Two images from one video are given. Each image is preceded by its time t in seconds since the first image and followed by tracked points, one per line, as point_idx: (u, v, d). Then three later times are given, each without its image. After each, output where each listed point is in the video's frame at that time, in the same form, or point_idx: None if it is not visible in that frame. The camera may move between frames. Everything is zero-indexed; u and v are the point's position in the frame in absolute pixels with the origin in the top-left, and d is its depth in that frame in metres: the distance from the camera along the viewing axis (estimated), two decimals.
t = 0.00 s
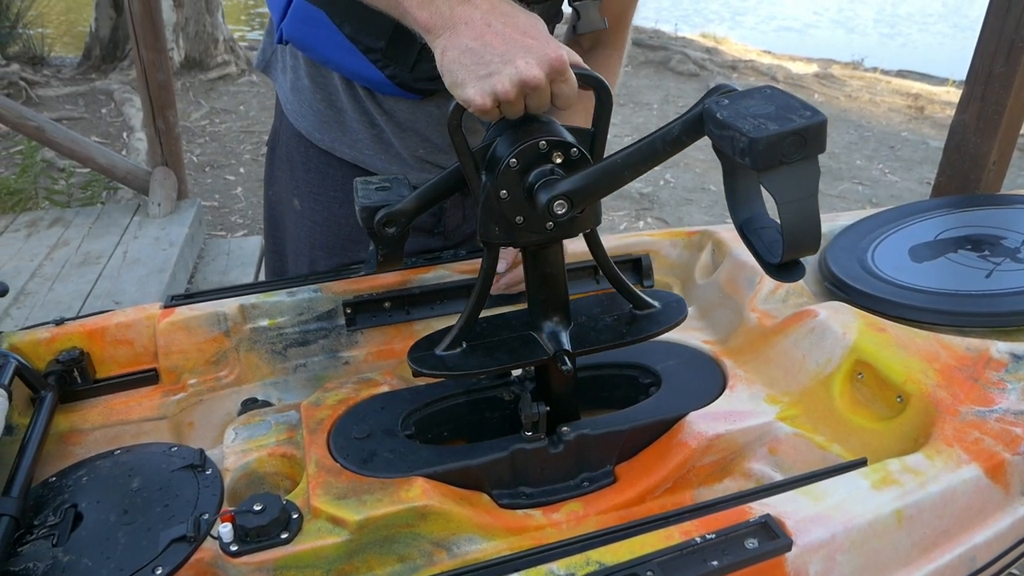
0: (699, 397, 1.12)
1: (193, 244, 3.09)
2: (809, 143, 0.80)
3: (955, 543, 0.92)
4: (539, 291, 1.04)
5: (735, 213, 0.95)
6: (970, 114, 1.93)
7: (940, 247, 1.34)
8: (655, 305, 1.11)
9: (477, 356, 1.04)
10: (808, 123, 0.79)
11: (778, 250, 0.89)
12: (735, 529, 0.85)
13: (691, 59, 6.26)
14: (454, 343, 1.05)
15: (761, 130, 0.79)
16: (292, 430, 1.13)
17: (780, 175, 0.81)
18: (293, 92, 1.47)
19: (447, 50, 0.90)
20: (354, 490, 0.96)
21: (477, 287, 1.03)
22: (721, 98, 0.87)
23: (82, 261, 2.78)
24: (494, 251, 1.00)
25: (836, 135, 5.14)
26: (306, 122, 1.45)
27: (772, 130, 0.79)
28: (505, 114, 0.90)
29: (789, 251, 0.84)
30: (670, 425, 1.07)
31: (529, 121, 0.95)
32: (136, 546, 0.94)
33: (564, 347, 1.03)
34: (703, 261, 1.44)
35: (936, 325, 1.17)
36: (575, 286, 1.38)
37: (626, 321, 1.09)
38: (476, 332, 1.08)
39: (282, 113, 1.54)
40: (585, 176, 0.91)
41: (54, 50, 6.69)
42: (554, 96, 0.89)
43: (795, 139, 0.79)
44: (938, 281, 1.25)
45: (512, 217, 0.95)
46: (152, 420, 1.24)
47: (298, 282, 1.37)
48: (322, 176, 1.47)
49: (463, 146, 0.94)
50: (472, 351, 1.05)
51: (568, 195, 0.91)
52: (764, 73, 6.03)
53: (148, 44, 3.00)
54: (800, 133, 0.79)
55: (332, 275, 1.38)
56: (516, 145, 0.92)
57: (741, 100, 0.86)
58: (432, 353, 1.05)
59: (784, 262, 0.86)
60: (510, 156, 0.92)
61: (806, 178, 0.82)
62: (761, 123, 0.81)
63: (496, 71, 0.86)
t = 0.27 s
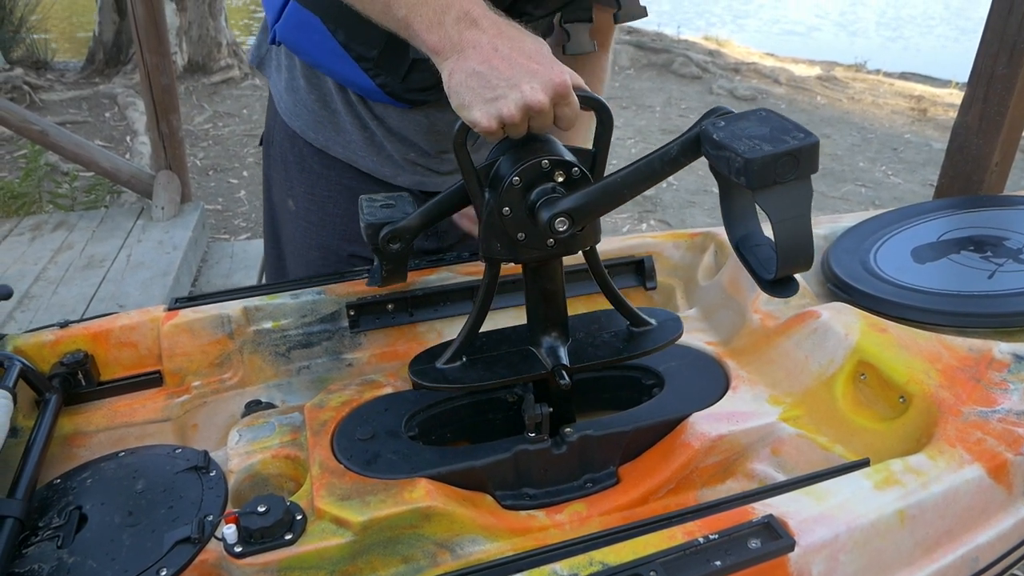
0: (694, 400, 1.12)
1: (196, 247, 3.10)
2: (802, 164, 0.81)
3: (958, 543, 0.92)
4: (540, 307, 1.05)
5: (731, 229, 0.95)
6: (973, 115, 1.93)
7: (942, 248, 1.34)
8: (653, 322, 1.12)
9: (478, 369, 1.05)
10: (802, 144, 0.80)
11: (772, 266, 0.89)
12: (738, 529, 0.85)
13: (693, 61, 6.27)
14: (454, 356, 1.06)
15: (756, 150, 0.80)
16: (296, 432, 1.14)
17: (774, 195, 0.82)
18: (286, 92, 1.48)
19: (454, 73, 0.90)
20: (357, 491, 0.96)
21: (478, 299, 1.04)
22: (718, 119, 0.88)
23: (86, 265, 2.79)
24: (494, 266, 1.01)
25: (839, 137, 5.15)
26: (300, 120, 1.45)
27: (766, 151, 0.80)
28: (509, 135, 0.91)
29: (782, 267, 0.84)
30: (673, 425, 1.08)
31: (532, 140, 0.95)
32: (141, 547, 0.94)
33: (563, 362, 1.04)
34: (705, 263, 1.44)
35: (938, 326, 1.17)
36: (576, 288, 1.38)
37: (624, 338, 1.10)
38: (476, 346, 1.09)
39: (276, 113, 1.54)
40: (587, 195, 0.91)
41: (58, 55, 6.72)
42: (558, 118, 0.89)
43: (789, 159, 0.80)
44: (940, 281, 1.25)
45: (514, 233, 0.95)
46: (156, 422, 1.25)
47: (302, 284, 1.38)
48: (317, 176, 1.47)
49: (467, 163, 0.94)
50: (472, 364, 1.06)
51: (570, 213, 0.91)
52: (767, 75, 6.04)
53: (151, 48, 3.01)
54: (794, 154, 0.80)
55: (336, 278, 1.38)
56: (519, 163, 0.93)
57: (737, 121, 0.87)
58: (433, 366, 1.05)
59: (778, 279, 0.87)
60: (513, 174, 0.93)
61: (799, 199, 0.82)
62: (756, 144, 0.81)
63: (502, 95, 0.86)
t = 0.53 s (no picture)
0: (689, 399, 1.12)
1: (197, 248, 3.10)
2: (807, 179, 0.81)
3: (958, 540, 0.92)
4: (541, 306, 1.06)
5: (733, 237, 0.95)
6: (973, 115, 1.93)
7: (942, 247, 1.34)
8: (651, 315, 1.12)
9: (479, 364, 1.05)
10: (807, 160, 0.80)
11: (774, 279, 0.89)
12: (739, 526, 0.85)
13: (694, 61, 6.28)
14: (456, 351, 1.07)
15: (761, 166, 0.80)
16: (298, 431, 1.14)
17: (778, 210, 0.82)
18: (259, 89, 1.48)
19: (455, 76, 0.91)
20: (359, 490, 0.96)
21: (480, 297, 1.03)
22: (722, 128, 0.88)
23: (87, 265, 2.80)
24: (496, 268, 1.01)
25: (839, 137, 5.15)
26: (277, 118, 1.45)
27: (772, 167, 0.80)
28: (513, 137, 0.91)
29: (783, 278, 0.85)
30: (674, 424, 1.08)
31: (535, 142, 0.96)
32: (143, 546, 0.94)
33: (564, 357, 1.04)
34: (705, 262, 1.45)
35: (938, 325, 1.17)
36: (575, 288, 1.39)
37: (623, 331, 1.10)
38: (477, 340, 1.09)
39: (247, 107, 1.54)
40: (590, 198, 0.91)
41: (60, 57, 6.73)
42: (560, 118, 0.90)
43: (793, 175, 0.80)
44: (941, 280, 1.26)
45: (516, 235, 0.96)
46: (157, 422, 1.25)
47: (302, 284, 1.38)
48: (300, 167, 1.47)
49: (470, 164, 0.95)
50: (473, 359, 1.06)
51: (573, 218, 0.91)
52: (767, 75, 6.02)
53: (152, 49, 3.01)
54: (799, 170, 0.80)
55: (337, 278, 1.39)
56: (522, 166, 0.93)
57: (741, 133, 0.87)
58: (434, 361, 1.06)
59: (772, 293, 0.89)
60: (517, 176, 0.93)
61: (802, 215, 0.83)
62: (761, 159, 0.82)
63: (505, 96, 0.87)
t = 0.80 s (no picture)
0: (692, 397, 1.12)
1: (197, 248, 3.11)
2: (803, 157, 0.81)
3: (956, 539, 0.93)
4: (546, 293, 1.06)
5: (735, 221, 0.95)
6: (972, 115, 1.94)
7: (941, 247, 1.35)
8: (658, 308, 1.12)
9: (485, 350, 1.05)
10: (802, 137, 0.79)
11: (773, 258, 0.88)
12: (737, 525, 0.85)
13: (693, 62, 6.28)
14: (462, 338, 1.07)
15: (756, 142, 0.80)
16: (297, 430, 1.14)
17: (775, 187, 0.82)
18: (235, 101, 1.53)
19: (464, 57, 0.91)
20: (359, 488, 0.96)
21: (486, 283, 1.04)
22: (723, 109, 0.88)
23: (87, 265, 2.80)
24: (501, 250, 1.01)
25: (839, 138, 5.16)
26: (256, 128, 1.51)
27: (767, 143, 0.80)
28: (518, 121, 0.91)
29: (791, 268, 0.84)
30: (674, 423, 1.08)
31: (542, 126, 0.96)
32: (143, 544, 0.95)
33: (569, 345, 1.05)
34: (704, 261, 1.45)
35: (937, 324, 1.18)
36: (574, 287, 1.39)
37: (629, 323, 1.10)
38: (483, 328, 1.09)
39: (217, 109, 1.58)
40: (592, 179, 0.91)
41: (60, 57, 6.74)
42: (566, 101, 0.90)
43: (789, 151, 0.80)
44: (939, 279, 1.26)
45: (519, 218, 0.96)
46: (157, 421, 1.25)
47: (302, 283, 1.38)
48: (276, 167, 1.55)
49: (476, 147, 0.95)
50: (479, 346, 1.07)
51: (574, 199, 0.91)
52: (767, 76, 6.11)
53: (152, 49, 3.01)
54: (795, 147, 0.80)
55: (337, 277, 1.39)
56: (527, 148, 0.93)
57: (742, 112, 0.87)
58: (440, 347, 1.06)
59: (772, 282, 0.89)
60: (521, 158, 0.93)
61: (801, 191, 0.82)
62: (758, 135, 0.81)
63: (513, 78, 0.87)
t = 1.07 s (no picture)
0: (687, 398, 1.13)
1: (195, 248, 3.11)
2: (776, 141, 0.82)
3: (950, 538, 0.93)
4: (530, 297, 1.06)
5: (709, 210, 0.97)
6: (967, 116, 1.94)
7: (935, 248, 1.35)
8: (633, 316, 1.13)
9: (468, 357, 1.06)
10: (775, 121, 0.81)
11: (750, 237, 0.93)
12: (732, 524, 0.86)
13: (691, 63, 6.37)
14: (446, 345, 1.07)
15: (733, 127, 0.81)
16: (294, 431, 1.14)
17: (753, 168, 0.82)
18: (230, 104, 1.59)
19: (459, 64, 0.93)
20: (355, 489, 0.97)
21: (470, 291, 1.04)
22: (697, 108, 0.89)
23: (84, 266, 2.80)
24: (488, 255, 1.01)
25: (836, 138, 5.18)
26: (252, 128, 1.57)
27: (744, 127, 0.81)
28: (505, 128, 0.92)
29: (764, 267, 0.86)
30: (669, 424, 1.08)
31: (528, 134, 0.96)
32: (140, 545, 0.95)
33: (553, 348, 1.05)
34: (700, 262, 1.45)
35: (930, 325, 1.18)
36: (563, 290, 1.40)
37: (606, 330, 1.11)
38: (467, 337, 1.10)
39: (214, 109, 1.64)
40: (580, 176, 0.92)
41: (57, 56, 6.74)
42: (550, 112, 0.92)
43: (764, 134, 0.81)
44: (933, 280, 1.26)
45: (507, 218, 0.96)
46: (154, 422, 1.25)
47: (299, 285, 1.38)
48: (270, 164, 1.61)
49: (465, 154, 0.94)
50: (463, 353, 1.07)
51: (563, 195, 0.91)
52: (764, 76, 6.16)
53: (149, 49, 3.01)
54: (769, 130, 0.81)
55: (334, 278, 1.40)
56: (514, 151, 0.94)
57: (716, 108, 0.88)
58: (425, 354, 1.06)
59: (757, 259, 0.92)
60: (508, 161, 0.93)
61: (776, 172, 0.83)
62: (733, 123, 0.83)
63: (504, 86, 0.89)
